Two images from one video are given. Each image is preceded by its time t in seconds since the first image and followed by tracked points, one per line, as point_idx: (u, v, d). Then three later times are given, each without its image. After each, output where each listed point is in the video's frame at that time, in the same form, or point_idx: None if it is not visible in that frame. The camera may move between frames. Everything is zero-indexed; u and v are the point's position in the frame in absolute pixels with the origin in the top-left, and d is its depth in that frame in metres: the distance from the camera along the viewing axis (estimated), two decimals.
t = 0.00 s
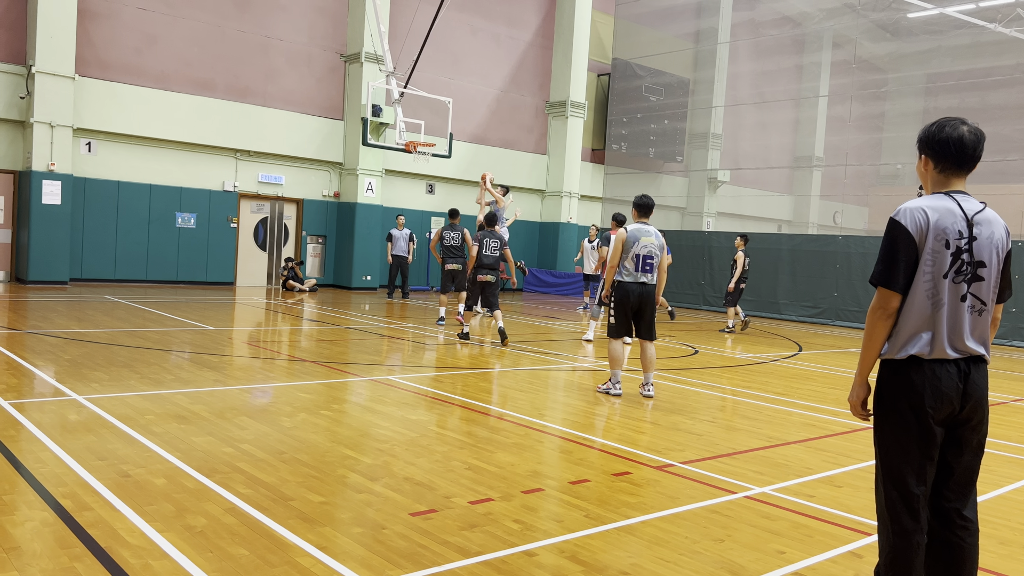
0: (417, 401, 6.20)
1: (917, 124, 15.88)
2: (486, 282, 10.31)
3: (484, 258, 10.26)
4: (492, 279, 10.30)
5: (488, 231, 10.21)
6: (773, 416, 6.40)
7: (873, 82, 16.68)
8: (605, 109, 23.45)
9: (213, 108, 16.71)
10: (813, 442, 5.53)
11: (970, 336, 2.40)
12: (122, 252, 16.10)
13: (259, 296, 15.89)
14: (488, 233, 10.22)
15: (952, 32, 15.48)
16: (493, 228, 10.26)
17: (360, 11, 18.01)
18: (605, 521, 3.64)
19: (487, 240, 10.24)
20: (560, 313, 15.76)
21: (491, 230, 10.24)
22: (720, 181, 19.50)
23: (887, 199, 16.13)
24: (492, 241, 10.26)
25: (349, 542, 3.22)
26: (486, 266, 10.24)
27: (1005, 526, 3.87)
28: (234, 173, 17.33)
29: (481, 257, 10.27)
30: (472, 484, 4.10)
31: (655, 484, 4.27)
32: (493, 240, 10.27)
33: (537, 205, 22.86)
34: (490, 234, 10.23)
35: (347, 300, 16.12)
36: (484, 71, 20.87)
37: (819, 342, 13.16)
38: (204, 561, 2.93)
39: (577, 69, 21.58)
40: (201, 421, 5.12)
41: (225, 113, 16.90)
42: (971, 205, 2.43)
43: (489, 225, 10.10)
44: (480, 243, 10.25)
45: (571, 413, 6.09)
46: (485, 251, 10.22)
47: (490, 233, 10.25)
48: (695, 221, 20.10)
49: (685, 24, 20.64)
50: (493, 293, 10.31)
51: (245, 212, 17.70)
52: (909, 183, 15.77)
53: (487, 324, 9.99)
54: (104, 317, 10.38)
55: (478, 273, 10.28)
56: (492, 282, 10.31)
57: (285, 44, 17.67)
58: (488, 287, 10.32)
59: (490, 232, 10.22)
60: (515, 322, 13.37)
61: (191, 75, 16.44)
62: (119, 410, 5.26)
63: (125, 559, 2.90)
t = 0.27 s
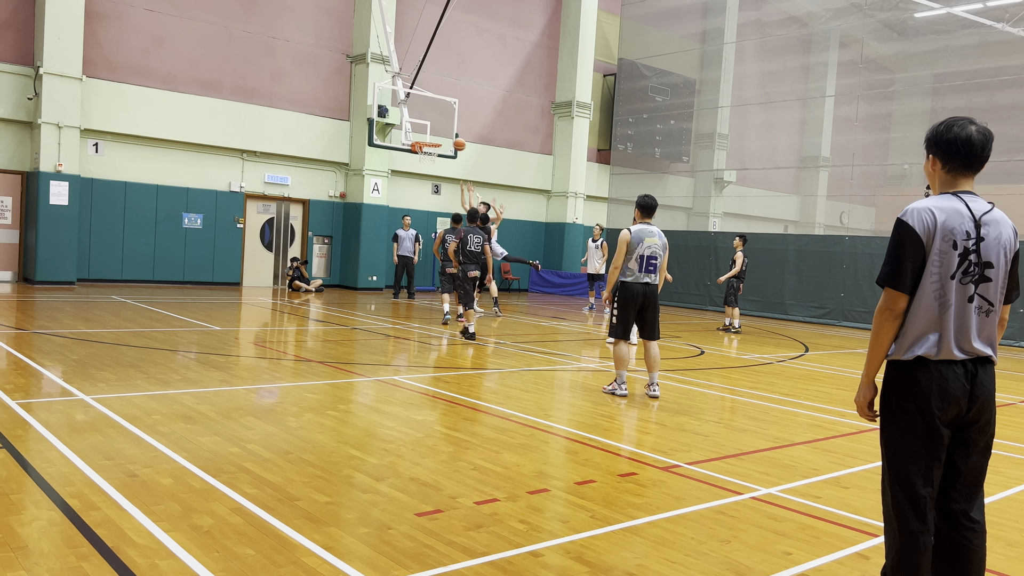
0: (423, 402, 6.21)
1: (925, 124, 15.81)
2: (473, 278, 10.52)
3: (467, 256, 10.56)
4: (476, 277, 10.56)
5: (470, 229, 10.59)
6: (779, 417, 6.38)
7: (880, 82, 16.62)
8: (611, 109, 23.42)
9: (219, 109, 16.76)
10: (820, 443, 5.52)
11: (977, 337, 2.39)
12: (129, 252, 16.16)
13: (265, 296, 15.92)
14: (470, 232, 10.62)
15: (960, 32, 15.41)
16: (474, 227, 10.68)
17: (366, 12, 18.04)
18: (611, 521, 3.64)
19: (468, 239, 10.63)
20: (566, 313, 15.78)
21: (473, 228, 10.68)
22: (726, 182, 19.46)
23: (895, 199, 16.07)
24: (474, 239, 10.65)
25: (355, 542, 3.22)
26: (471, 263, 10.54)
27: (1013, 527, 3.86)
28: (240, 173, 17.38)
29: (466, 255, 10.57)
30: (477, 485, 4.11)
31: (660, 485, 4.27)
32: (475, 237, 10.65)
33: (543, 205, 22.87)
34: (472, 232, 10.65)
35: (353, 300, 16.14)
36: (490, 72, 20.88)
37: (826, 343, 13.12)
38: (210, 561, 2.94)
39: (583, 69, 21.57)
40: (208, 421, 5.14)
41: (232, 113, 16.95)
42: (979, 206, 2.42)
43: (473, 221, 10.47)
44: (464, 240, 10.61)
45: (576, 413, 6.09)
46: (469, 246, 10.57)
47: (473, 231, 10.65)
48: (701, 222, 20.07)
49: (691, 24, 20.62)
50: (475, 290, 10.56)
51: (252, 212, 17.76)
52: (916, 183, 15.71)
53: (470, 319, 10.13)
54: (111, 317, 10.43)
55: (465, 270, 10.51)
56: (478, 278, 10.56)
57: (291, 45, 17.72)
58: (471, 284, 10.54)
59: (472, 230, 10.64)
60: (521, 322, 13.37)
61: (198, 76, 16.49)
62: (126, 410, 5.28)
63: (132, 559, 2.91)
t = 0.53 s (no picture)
0: (425, 402, 6.22)
1: (927, 125, 15.78)
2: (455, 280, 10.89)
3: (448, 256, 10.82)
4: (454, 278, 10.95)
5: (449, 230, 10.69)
6: (782, 418, 6.38)
7: (883, 82, 16.60)
8: (613, 109, 23.40)
9: (222, 110, 16.79)
10: (822, 443, 5.52)
11: (980, 337, 2.39)
12: (132, 252, 16.18)
13: (268, 296, 15.93)
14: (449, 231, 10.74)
15: (963, 32, 15.39)
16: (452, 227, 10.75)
17: (369, 13, 18.06)
18: (613, 521, 3.64)
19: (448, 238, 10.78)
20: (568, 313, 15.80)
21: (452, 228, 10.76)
22: (728, 182, 19.46)
23: (897, 200, 16.03)
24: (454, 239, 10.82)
25: (358, 542, 3.23)
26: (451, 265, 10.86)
27: (1017, 528, 3.85)
28: (243, 173, 17.40)
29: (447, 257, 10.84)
30: (480, 485, 4.11)
31: (663, 485, 4.26)
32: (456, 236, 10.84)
33: (545, 206, 22.88)
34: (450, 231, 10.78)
35: (356, 301, 16.14)
36: (492, 72, 20.89)
37: (828, 343, 13.11)
38: (213, 561, 2.94)
39: (585, 70, 21.57)
40: (210, 421, 5.15)
41: (235, 114, 16.98)
42: (983, 206, 2.42)
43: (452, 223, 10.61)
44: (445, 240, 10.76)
45: (578, 413, 6.10)
46: (450, 249, 10.75)
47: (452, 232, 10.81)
48: (703, 222, 20.06)
49: (693, 24, 20.61)
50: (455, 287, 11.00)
51: (254, 212, 17.77)
52: (919, 183, 15.68)
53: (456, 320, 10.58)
54: (114, 317, 10.45)
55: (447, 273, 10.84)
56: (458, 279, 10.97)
57: (294, 45, 17.73)
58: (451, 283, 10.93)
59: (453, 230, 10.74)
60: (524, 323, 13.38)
61: (201, 77, 16.51)
62: (129, 410, 5.30)
63: (135, 558, 2.91)
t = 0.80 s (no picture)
0: (426, 402, 6.22)
1: (928, 125, 15.77)
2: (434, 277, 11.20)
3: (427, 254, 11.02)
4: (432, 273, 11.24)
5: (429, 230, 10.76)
6: (782, 418, 6.38)
7: (883, 82, 16.60)
8: (614, 109, 23.37)
9: (222, 110, 16.79)
10: (822, 444, 5.52)
11: (981, 338, 2.39)
12: (132, 252, 16.18)
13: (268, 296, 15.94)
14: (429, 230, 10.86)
15: (963, 32, 15.39)
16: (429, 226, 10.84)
17: (369, 13, 18.06)
18: (614, 522, 3.64)
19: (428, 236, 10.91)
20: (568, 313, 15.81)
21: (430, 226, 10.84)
22: (728, 182, 19.47)
23: (898, 200, 16.02)
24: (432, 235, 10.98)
25: (358, 542, 3.23)
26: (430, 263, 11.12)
27: (1017, 528, 3.85)
28: (243, 174, 17.40)
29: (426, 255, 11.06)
30: (480, 485, 4.11)
31: (663, 485, 4.26)
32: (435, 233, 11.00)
33: (546, 206, 22.89)
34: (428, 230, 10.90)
35: (356, 301, 16.15)
36: (493, 72, 20.89)
37: (828, 343, 13.11)
38: (214, 561, 2.94)
39: (586, 70, 21.57)
40: (211, 421, 5.16)
41: (235, 114, 16.98)
42: (984, 206, 2.42)
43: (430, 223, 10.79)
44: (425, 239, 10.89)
45: (578, 413, 6.10)
46: (429, 248, 10.97)
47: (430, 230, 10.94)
48: (704, 222, 20.06)
49: (693, 24, 20.60)
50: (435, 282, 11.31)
51: (254, 213, 17.78)
52: (920, 183, 15.68)
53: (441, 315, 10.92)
54: (114, 317, 10.46)
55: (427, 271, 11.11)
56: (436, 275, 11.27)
57: (295, 45, 17.74)
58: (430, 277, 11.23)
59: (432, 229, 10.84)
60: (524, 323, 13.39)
61: (201, 77, 16.52)
62: (129, 410, 5.30)
63: (135, 559, 2.91)
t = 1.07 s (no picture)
0: (426, 402, 6.23)
1: (928, 125, 15.76)
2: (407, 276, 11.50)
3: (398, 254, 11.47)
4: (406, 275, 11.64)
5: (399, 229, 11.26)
6: (782, 417, 6.38)
7: (884, 82, 16.59)
8: (614, 109, 23.34)
9: (223, 110, 16.79)
10: (822, 443, 5.52)
11: (993, 336, 2.39)
12: (132, 252, 16.18)
13: (269, 296, 15.94)
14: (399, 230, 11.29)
15: (963, 32, 15.38)
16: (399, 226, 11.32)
17: (369, 13, 18.06)
18: (614, 522, 3.64)
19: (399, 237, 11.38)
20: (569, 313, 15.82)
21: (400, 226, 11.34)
22: (729, 182, 19.47)
23: (898, 200, 16.02)
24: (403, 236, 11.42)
25: (358, 542, 3.23)
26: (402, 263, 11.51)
27: (1018, 528, 3.85)
28: (243, 174, 17.40)
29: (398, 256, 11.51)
30: (480, 485, 4.11)
31: (664, 485, 4.26)
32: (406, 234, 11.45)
33: (546, 206, 22.90)
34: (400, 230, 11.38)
35: (356, 301, 16.14)
36: (493, 72, 20.89)
37: (828, 343, 13.11)
38: (214, 561, 2.94)
39: (586, 69, 21.57)
40: (211, 421, 5.16)
41: (235, 114, 16.98)
42: (993, 205, 2.42)
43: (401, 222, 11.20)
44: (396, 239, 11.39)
45: (579, 413, 6.10)
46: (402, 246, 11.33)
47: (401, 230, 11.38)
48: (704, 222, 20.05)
49: (694, 24, 20.60)
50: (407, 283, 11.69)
51: (255, 213, 17.77)
52: (921, 183, 15.66)
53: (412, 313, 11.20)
54: (115, 317, 10.47)
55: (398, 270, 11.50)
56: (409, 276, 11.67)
57: (295, 45, 17.74)
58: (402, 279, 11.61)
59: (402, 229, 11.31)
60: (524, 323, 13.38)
61: (202, 77, 16.52)
62: (129, 410, 5.30)
63: (135, 559, 2.91)
